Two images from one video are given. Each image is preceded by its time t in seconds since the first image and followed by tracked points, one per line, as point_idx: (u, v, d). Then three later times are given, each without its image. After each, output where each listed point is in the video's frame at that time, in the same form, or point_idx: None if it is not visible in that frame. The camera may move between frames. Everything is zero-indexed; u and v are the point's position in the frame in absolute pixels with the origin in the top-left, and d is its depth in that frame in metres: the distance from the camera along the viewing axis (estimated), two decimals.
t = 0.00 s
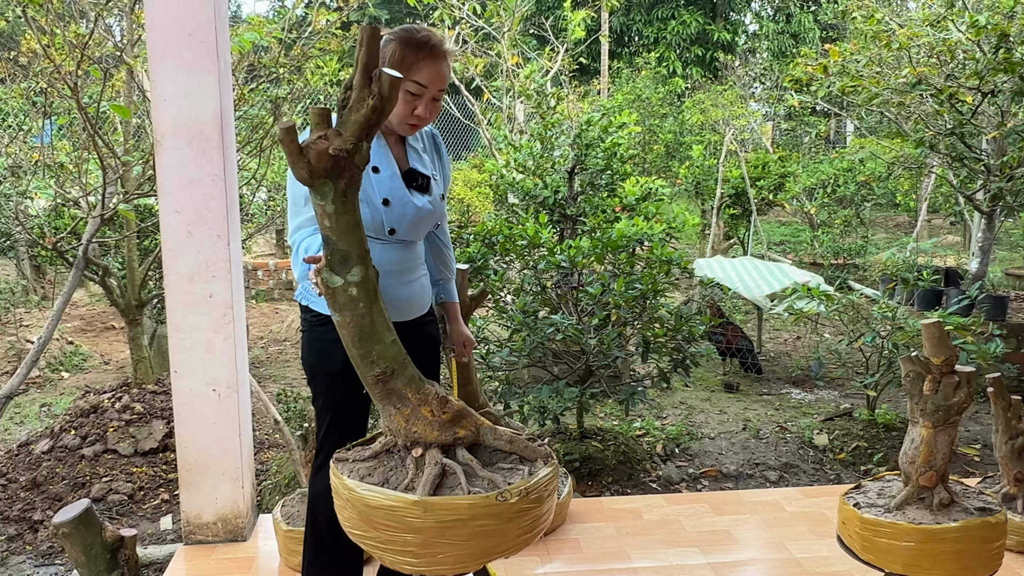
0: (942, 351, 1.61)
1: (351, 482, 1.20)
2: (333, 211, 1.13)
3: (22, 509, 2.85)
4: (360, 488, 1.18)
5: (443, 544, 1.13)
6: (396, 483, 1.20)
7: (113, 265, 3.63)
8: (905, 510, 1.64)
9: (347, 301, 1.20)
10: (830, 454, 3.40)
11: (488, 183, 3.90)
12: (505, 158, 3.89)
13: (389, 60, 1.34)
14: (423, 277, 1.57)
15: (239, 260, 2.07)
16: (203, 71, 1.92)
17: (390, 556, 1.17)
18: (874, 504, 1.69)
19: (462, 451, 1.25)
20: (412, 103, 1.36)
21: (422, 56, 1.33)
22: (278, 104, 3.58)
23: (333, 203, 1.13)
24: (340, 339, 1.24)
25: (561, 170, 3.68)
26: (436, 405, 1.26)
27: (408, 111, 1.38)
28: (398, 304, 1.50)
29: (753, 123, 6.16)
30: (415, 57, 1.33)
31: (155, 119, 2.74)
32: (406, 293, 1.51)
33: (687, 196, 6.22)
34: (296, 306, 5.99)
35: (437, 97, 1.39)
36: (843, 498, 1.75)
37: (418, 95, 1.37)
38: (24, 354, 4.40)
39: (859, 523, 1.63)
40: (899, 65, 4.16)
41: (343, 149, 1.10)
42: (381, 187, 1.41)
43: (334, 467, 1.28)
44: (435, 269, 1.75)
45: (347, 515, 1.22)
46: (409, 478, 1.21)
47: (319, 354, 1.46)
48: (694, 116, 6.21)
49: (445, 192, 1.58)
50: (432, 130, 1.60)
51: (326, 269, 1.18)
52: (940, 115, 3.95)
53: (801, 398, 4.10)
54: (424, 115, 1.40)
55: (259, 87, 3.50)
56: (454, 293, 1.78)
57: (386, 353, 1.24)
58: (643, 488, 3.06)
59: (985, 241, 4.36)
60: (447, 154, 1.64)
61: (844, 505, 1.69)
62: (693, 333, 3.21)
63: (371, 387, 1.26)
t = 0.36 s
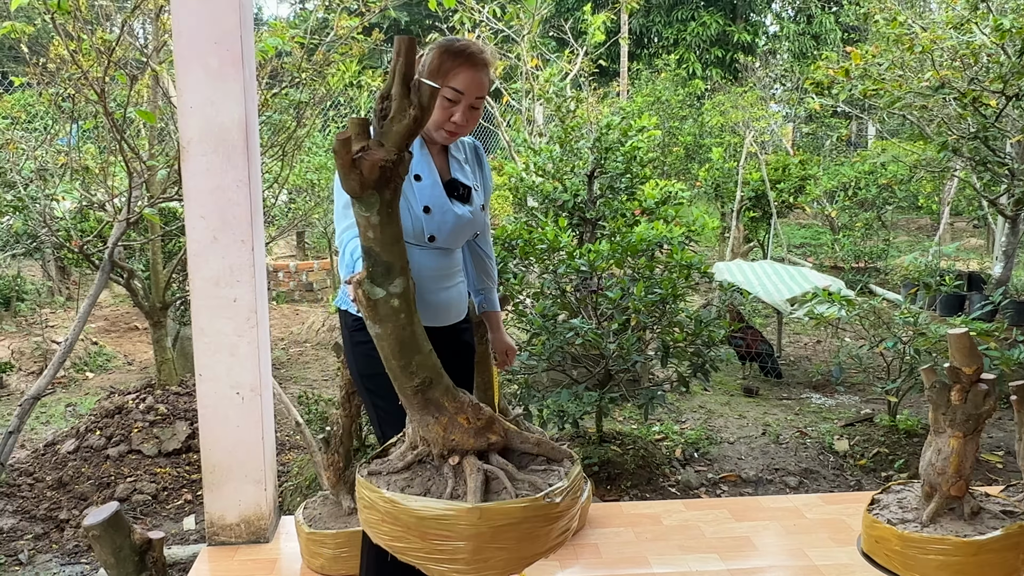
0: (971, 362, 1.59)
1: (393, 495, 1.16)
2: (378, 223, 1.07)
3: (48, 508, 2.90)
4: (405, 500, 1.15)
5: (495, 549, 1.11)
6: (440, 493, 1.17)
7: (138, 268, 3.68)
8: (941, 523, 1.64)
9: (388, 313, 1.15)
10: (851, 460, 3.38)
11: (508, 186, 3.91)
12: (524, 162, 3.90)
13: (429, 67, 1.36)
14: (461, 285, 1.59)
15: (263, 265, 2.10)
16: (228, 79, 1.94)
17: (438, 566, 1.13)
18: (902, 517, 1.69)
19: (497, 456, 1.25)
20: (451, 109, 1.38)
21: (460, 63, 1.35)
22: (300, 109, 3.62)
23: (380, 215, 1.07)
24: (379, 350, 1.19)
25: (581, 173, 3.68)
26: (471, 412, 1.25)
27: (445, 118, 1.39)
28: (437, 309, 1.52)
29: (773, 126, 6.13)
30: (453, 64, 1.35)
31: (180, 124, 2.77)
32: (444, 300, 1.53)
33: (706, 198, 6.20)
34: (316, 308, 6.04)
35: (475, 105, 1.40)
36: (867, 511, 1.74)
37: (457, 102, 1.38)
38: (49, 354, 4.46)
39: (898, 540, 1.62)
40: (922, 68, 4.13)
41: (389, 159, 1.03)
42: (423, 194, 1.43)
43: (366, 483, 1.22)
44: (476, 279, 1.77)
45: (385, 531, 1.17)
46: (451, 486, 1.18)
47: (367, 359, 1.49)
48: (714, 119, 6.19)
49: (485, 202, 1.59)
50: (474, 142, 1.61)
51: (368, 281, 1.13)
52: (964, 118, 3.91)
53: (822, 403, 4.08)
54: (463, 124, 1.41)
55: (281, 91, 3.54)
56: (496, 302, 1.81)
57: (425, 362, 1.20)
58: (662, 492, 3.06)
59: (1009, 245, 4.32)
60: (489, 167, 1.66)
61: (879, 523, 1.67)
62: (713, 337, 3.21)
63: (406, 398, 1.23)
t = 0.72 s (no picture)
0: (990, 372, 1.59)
1: (431, 505, 1.15)
2: (421, 234, 1.09)
3: (63, 510, 2.93)
4: (446, 509, 1.13)
5: (537, 551, 1.12)
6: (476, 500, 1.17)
7: (150, 271, 3.70)
8: (966, 533, 1.63)
9: (427, 323, 1.15)
10: (861, 464, 3.38)
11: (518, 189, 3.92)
12: (533, 165, 3.91)
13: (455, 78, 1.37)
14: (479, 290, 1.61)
15: (277, 270, 2.12)
16: (244, 86, 1.96)
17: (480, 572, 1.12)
18: (924, 530, 1.66)
19: (523, 460, 1.27)
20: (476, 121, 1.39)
21: (487, 74, 1.36)
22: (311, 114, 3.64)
23: (422, 225, 1.08)
24: (415, 361, 1.19)
25: (590, 177, 3.69)
26: (502, 418, 1.27)
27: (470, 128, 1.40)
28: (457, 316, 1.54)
29: (781, 128, 6.13)
30: (480, 75, 1.36)
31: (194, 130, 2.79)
32: (464, 306, 1.55)
33: (715, 201, 6.21)
34: (325, 310, 6.07)
35: (500, 116, 1.41)
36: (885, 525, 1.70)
37: (482, 113, 1.39)
38: (62, 356, 4.49)
39: (937, 554, 1.58)
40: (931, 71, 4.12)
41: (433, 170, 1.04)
42: (447, 203, 1.45)
43: (397, 495, 1.20)
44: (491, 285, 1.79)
45: (422, 542, 1.16)
46: (487, 493, 1.19)
47: (383, 367, 1.51)
48: (722, 121, 6.20)
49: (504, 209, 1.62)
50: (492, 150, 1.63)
51: (407, 292, 1.13)
52: (974, 122, 3.90)
53: (830, 407, 4.08)
54: (487, 133, 1.43)
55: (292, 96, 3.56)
56: (510, 308, 1.82)
57: (460, 371, 1.21)
58: (672, 496, 3.07)
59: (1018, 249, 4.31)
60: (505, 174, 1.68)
61: (909, 538, 1.62)
62: (723, 341, 3.22)
63: (441, 407, 1.24)
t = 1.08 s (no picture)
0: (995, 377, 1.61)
1: (462, 512, 1.15)
2: (455, 243, 1.11)
3: (68, 513, 2.95)
4: (479, 513, 1.14)
5: (566, 547, 1.15)
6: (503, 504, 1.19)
7: (153, 275, 3.73)
8: (975, 537, 1.64)
9: (458, 331, 1.18)
10: (859, 466, 3.41)
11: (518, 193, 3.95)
12: (533, 169, 3.94)
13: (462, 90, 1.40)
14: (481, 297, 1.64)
15: (282, 275, 2.14)
16: (251, 95, 1.99)
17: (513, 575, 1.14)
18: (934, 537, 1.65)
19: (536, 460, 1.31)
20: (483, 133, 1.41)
21: (495, 88, 1.39)
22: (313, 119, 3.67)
23: (456, 234, 1.10)
24: (443, 368, 1.22)
25: (590, 181, 3.72)
26: (519, 423, 1.32)
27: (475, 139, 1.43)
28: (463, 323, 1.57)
29: (779, 131, 6.17)
30: (489, 88, 1.39)
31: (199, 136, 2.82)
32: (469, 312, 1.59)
33: (713, 204, 6.25)
34: (325, 313, 6.10)
35: (506, 128, 1.44)
36: (896, 534, 1.68)
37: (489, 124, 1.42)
38: (64, 360, 4.51)
39: (961, 562, 1.57)
40: (928, 76, 4.16)
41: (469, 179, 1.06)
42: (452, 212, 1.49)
43: (424, 504, 1.20)
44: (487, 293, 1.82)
45: (453, 548, 1.16)
46: (512, 495, 1.22)
47: (390, 375, 1.54)
48: (720, 124, 6.23)
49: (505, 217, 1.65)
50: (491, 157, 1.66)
51: (440, 301, 1.15)
52: (970, 127, 3.94)
53: (829, 409, 4.11)
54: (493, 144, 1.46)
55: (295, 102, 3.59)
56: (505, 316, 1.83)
57: (483, 377, 1.25)
58: (673, 498, 3.10)
59: (1014, 252, 4.35)
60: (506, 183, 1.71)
61: (930, 547, 1.60)
62: (722, 344, 3.25)
63: (465, 413, 1.27)
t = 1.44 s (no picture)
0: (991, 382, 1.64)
1: (485, 517, 1.16)
2: (482, 249, 1.18)
3: (61, 518, 2.95)
4: (504, 516, 1.16)
5: (582, 541, 1.20)
6: (520, 505, 1.22)
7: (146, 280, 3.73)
8: (977, 536, 1.67)
9: (481, 337, 1.25)
10: (849, 468, 3.44)
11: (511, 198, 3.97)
12: (525, 174, 3.96)
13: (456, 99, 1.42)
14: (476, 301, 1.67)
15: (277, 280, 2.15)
16: (247, 101, 2.00)
17: None
18: (943, 542, 1.67)
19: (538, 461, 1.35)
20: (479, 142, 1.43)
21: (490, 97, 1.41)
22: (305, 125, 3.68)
23: (483, 241, 1.17)
24: (464, 374, 1.27)
25: (582, 186, 3.74)
26: (527, 425, 1.37)
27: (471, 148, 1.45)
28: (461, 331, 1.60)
29: (768, 136, 6.22)
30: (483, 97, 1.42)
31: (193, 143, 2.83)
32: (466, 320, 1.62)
33: (704, 208, 6.29)
34: (318, 317, 6.10)
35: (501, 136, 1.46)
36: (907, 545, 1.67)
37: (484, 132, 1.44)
38: (56, 365, 4.50)
39: (975, 563, 1.59)
40: (916, 82, 4.20)
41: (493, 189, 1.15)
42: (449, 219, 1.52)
43: (443, 513, 1.19)
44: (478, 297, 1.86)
45: (475, 554, 1.17)
46: (528, 495, 1.25)
47: (387, 384, 1.56)
48: (710, 129, 6.27)
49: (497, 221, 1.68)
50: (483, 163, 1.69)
51: (465, 308, 1.21)
52: (958, 132, 3.98)
53: (819, 412, 4.15)
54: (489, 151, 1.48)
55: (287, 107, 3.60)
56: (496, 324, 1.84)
57: (498, 382, 1.33)
58: (665, 501, 3.12)
59: (1001, 256, 4.39)
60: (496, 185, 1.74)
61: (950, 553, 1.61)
62: (714, 348, 3.28)
63: (483, 417, 1.31)
